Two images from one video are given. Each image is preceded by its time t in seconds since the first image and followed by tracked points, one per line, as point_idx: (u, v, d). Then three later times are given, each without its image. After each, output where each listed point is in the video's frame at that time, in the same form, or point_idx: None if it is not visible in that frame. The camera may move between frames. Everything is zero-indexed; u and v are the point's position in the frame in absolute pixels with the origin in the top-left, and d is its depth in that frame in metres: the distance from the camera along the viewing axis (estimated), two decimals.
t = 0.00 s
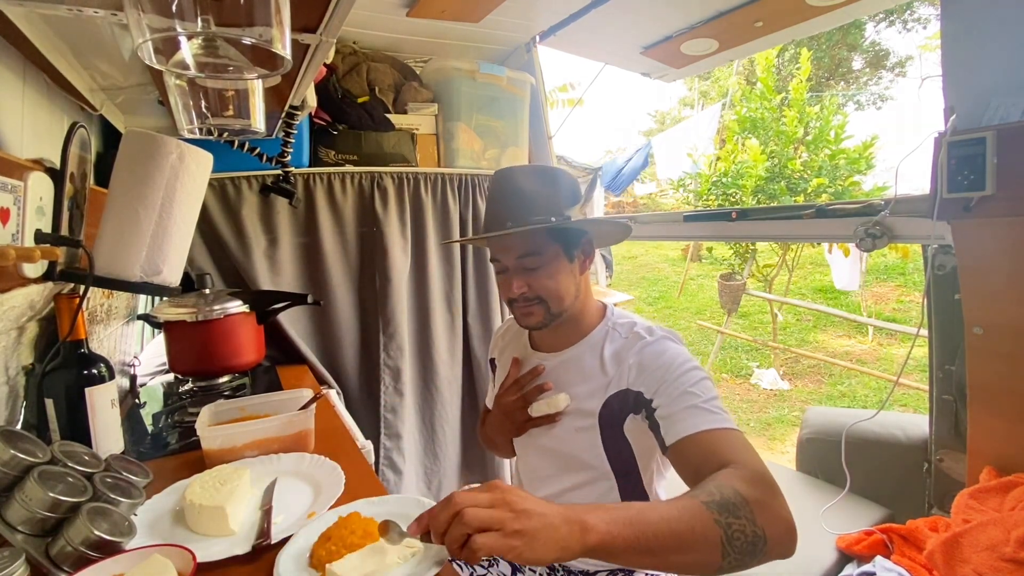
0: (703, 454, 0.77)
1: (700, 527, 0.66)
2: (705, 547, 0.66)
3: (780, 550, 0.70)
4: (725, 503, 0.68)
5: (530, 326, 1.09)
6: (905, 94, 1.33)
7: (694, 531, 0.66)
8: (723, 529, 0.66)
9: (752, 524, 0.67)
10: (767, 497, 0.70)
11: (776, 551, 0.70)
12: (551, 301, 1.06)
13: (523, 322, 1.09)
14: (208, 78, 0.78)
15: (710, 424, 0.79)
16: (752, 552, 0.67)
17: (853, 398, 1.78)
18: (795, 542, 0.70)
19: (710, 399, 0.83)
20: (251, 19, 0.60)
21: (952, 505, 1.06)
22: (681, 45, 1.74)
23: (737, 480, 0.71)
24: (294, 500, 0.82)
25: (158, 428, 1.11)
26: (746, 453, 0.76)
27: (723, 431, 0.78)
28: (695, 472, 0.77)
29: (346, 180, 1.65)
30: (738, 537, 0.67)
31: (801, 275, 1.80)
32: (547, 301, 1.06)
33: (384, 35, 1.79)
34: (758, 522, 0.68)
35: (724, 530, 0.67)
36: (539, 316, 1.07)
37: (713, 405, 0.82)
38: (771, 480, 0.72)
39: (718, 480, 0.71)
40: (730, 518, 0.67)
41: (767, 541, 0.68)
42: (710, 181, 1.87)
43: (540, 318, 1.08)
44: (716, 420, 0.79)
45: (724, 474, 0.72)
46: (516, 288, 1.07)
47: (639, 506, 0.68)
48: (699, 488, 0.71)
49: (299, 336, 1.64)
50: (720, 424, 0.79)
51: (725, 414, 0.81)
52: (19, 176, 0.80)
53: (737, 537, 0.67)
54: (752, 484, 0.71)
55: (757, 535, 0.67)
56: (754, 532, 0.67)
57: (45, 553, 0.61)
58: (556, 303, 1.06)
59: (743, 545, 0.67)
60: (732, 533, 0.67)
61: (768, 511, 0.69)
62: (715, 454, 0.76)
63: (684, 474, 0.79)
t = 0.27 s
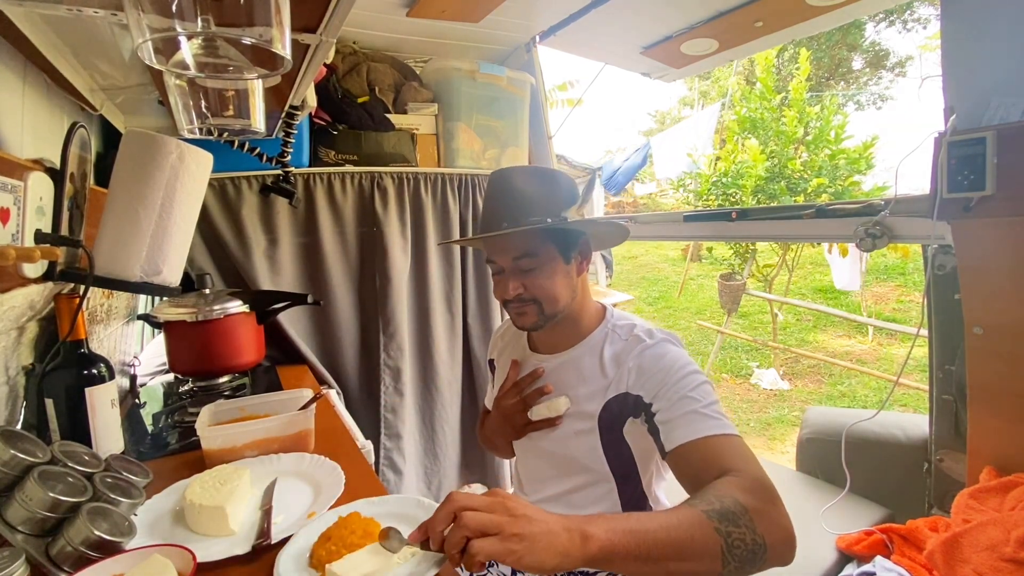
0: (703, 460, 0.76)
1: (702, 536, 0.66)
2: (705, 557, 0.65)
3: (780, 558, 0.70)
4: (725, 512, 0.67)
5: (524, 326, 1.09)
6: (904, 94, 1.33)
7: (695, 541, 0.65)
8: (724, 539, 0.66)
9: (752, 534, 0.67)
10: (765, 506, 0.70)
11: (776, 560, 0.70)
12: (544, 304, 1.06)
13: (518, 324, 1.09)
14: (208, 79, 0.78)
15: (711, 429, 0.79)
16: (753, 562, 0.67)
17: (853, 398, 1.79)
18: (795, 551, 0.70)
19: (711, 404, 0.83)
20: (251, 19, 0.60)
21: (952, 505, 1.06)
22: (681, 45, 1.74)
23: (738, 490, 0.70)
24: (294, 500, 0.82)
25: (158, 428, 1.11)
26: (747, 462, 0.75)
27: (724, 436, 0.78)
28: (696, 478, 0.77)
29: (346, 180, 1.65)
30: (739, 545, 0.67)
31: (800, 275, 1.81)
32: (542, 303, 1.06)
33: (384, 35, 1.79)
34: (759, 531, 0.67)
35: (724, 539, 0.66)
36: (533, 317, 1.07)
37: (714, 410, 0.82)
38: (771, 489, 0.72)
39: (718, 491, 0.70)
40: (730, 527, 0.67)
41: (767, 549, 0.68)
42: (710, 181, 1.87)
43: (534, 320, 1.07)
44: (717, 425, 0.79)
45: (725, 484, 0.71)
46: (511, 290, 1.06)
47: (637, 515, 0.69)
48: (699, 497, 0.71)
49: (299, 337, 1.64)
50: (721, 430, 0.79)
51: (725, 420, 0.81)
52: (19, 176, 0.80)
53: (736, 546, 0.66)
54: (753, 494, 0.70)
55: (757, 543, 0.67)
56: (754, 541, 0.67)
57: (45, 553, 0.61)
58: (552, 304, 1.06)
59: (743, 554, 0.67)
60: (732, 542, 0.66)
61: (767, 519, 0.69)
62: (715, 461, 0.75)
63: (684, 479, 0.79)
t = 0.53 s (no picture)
0: (701, 454, 0.76)
1: (701, 523, 0.65)
2: (702, 545, 0.65)
3: (776, 552, 0.70)
4: (722, 500, 0.67)
5: (526, 332, 1.09)
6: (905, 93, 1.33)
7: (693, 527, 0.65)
8: (721, 527, 0.66)
9: (749, 524, 0.67)
10: (764, 498, 0.70)
11: (773, 554, 0.70)
12: (545, 306, 1.06)
13: (519, 328, 1.09)
14: (207, 79, 0.78)
15: (709, 424, 0.79)
16: (750, 552, 0.67)
17: (853, 398, 1.79)
18: (792, 547, 0.70)
19: (710, 399, 0.83)
20: (251, 20, 0.60)
21: (952, 505, 1.06)
22: (681, 45, 1.74)
23: (737, 479, 0.70)
24: (294, 500, 0.82)
25: (158, 428, 1.10)
26: (746, 455, 0.75)
27: (722, 432, 0.78)
28: (694, 472, 0.77)
29: (346, 180, 1.65)
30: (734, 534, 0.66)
31: (800, 275, 1.82)
32: (542, 308, 1.06)
33: (384, 35, 1.79)
34: (756, 521, 0.67)
35: (721, 528, 0.66)
36: (534, 322, 1.07)
37: (713, 405, 0.82)
38: (769, 481, 0.71)
39: (717, 478, 0.70)
40: (728, 516, 0.67)
41: (764, 541, 0.68)
42: (710, 181, 1.88)
43: (535, 325, 1.07)
44: (715, 420, 0.79)
45: (724, 473, 0.71)
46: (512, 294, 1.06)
47: (636, 499, 0.68)
48: (698, 484, 0.71)
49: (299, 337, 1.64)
50: (719, 425, 0.79)
51: (724, 415, 0.81)
52: (19, 176, 0.80)
53: (733, 535, 0.66)
54: (751, 485, 0.70)
55: (754, 534, 0.67)
56: (751, 532, 0.67)
57: (45, 553, 0.61)
58: (552, 308, 1.06)
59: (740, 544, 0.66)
60: (729, 531, 0.66)
61: (766, 511, 0.69)
62: (713, 454, 0.75)
63: (682, 473, 0.79)
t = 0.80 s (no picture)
0: (699, 447, 0.77)
1: (700, 505, 0.67)
2: (699, 528, 0.66)
3: (772, 544, 0.71)
4: (722, 487, 0.68)
5: (536, 332, 1.09)
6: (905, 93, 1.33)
7: (692, 508, 0.66)
8: (720, 513, 0.67)
9: (747, 513, 0.68)
10: (764, 490, 0.71)
11: (767, 545, 0.71)
12: (551, 305, 1.06)
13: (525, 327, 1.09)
14: (207, 79, 0.78)
15: (708, 418, 0.79)
16: (745, 540, 0.68)
17: (852, 398, 1.79)
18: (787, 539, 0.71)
19: (709, 394, 0.84)
20: (251, 20, 0.60)
21: (952, 506, 1.06)
22: (681, 45, 1.74)
23: (736, 469, 0.71)
24: (294, 501, 0.82)
25: (158, 428, 1.10)
26: (745, 448, 0.76)
27: (720, 426, 0.78)
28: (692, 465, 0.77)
29: (347, 180, 1.65)
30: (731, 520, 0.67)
31: (801, 275, 1.82)
32: (549, 307, 1.06)
33: (384, 35, 1.79)
34: (754, 510, 0.68)
35: (719, 514, 0.67)
36: (543, 323, 1.07)
37: (712, 400, 0.82)
38: (767, 474, 0.72)
39: (717, 466, 0.71)
40: (726, 503, 0.67)
41: (761, 531, 0.68)
42: (710, 181, 1.88)
43: (541, 324, 1.08)
44: (711, 415, 0.80)
45: (722, 463, 0.72)
46: (517, 291, 1.07)
47: (636, 479, 0.68)
48: (698, 470, 0.72)
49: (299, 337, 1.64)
50: (717, 420, 0.79)
51: (722, 411, 0.81)
52: (19, 176, 0.80)
53: (730, 521, 0.67)
54: (750, 476, 0.71)
55: (751, 523, 0.68)
56: (748, 521, 0.68)
57: (45, 553, 0.61)
58: (559, 307, 1.06)
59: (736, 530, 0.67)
60: (726, 518, 0.67)
61: (765, 502, 0.70)
62: (712, 446, 0.76)
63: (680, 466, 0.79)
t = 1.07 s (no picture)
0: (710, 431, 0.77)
1: (720, 468, 0.67)
2: (720, 490, 0.66)
3: (785, 523, 0.70)
4: (741, 456, 0.69)
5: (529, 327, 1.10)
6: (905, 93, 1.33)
7: (712, 472, 0.67)
8: (738, 479, 0.67)
9: (764, 483, 0.68)
10: (780, 465, 0.71)
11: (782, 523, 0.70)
12: (546, 304, 1.06)
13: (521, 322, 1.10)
14: (207, 78, 0.78)
15: (717, 404, 0.79)
16: (762, 511, 0.68)
17: (853, 398, 1.79)
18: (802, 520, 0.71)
19: (716, 382, 0.84)
20: (251, 20, 0.60)
21: (952, 506, 1.06)
22: (681, 45, 1.73)
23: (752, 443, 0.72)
24: (294, 500, 0.82)
25: (158, 428, 1.10)
26: (756, 428, 0.76)
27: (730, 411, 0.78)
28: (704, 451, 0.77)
29: (347, 180, 1.65)
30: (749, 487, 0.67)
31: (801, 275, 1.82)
32: (544, 303, 1.07)
33: (384, 35, 1.79)
34: (772, 481, 0.68)
35: (738, 480, 0.67)
36: (535, 317, 1.08)
37: (719, 388, 0.82)
38: (781, 453, 0.73)
39: (734, 439, 0.72)
40: (745, 470, 0.68)
41: (777, 503, 0.68)
42: (710, 181, 1.87)
43: (535, 320, 1.09)
44: (718, 401, 0.80)
45: (738, 438, 0.73)
46: (513, 289, 1.08)
47: (658, 441, 0.69)
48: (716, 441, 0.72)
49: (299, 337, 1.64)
50: (726, 406, 0.79)
51: (728, 397, 0.81)
52: (19, 176, 0.80)
53: (748, 488, 0.67)
54: (767, 451, 0.71)
55: (768, 493, 0.68)
56: (766, 493, 0.68)
57: (45, 553, 0.61)
58: (554, 305, 1.07)
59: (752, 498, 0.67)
60: (744, 485, 0.67)
61: (782, 476, 0.70)
62: (725, 426, 0.76)
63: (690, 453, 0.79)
